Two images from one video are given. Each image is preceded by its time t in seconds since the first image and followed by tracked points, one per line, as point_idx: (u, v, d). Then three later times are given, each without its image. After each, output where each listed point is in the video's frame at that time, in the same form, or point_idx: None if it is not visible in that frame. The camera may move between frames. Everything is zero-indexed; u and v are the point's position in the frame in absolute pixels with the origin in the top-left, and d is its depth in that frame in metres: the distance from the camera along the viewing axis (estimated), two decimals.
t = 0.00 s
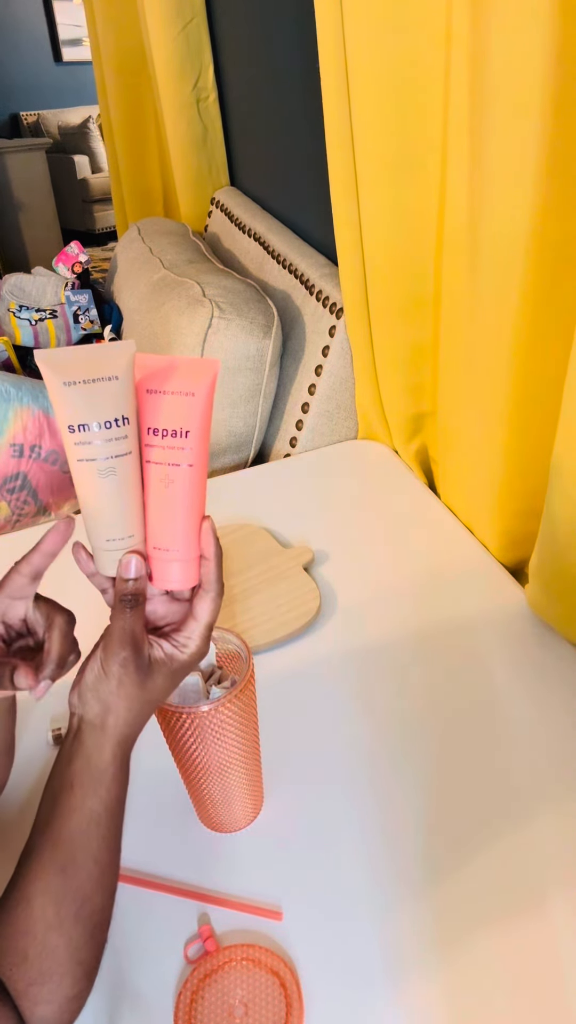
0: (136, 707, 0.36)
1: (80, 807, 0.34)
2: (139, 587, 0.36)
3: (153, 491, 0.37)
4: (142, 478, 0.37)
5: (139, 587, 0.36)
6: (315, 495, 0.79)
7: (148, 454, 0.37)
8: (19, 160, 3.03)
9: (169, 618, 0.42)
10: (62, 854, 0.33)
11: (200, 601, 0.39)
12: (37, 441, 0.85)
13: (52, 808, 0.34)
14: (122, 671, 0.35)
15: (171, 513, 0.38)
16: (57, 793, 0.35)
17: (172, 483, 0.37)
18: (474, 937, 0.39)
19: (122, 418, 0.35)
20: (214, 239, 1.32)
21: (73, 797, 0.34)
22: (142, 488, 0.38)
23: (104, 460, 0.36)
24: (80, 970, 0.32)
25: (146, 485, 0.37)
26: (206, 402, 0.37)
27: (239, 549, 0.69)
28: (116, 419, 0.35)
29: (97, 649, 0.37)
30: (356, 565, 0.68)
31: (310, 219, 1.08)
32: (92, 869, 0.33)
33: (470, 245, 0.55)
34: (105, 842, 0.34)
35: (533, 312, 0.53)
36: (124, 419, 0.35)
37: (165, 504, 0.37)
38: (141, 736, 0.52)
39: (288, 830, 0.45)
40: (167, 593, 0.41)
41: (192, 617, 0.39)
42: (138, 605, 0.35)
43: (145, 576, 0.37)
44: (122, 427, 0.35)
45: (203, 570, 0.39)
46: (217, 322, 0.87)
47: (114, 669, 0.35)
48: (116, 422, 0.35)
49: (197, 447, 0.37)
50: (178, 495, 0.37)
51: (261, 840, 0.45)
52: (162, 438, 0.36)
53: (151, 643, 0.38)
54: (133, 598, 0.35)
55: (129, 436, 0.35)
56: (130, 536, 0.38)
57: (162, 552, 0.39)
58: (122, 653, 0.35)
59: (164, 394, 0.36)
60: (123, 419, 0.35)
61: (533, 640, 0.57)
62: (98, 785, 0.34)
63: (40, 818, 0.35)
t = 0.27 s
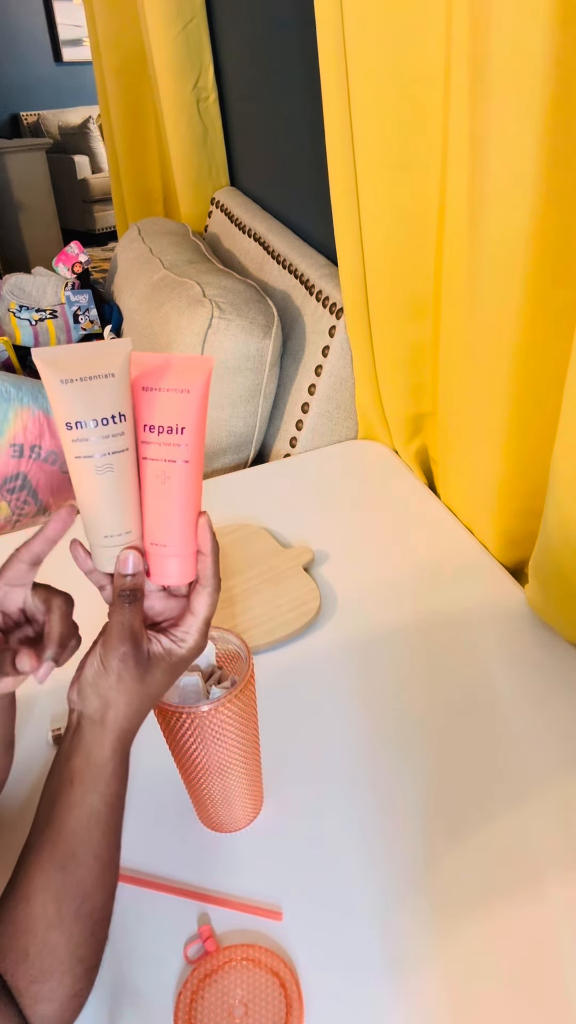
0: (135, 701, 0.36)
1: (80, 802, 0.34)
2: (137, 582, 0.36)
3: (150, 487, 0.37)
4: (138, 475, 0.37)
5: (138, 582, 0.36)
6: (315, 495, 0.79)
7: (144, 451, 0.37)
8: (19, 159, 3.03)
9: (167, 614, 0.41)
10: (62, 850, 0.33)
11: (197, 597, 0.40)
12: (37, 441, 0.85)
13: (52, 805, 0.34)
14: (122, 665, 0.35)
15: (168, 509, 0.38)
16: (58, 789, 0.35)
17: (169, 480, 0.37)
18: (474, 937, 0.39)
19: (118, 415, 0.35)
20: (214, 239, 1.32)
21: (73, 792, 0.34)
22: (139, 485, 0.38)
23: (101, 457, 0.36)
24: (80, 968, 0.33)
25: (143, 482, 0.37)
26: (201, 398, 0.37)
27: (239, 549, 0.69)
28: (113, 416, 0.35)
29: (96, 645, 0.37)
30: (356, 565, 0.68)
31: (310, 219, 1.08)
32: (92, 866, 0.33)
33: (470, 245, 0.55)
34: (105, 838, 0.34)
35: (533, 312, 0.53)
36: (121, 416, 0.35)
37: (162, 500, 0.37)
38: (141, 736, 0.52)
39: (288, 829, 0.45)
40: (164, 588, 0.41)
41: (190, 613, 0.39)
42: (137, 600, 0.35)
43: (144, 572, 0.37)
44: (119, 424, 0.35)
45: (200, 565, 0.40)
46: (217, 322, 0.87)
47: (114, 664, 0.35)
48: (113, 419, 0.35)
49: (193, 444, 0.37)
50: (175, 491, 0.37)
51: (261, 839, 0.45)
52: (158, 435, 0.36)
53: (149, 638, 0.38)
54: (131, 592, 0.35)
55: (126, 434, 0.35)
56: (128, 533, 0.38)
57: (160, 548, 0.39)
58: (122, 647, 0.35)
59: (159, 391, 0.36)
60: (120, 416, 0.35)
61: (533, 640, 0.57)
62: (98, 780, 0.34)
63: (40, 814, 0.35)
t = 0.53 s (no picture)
0: (134, 705, 0.36)
1: (79, 804, 0.34)
2: (134, 586, 0.36)
3: (146, 490, 0.37)
4: (134, 477, 0.37)
5: (134, 586, 0.36)
6: (315, 495, 0.79)
7: (139, 454, 0.37)
8: (19, 159, 3.03)
9: (165, 616, 0.41)
10: (62, 851, 0.33)
11: (195, 599, 0.39)
12: (37, 441, 0.85)
13: (50, 807, 0.34)
14: (119, 670, 0.36)
15: (165, 511, 0.37)
16: (56, 791, 0.35)
17: (166, 482, 0.37)
18: (474, 935, 0.39)
19: (113, 417, 0.35)
20: (214, 239, 1.32)
21: (71, 794, 0.34)
22: (135, 487, 0.38)
23: (96, 460, 0.36)
24: (80, 969, 0.33)
25: (139, 484, 0.37)
26: (197, 399, 0.36)
27: (239, 549, 0.69)
28: (108, 418, 0.35)
29: (93, 649, 0.37)
30: (356, 565, 0.68)
31: (310, 219, 1.08)
32: (92, 867, 0.33)
33: (470, 245, 0.55)
34: (104, 840, 0.34)
35: (533, 312, 0.53)
36: (115, 418, 0.35)
37: (158, 503, 0.37)
38: (141, 736, 0.52)
39: (288, 829, 0.45)
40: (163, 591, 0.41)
41: (189, 615, 0.39)
42: (134, 604, 0.35)
43: (141, 576, 0.37)
44: (114, 426, 0.35)
45: (198, 569, 0.40)
46: (217, 322, 0.87)
47: (111, 668, 0.35)
48: (107, 422, 0.35)
49: (189, 445, 0.36)
50: (171, 493, 0.37)
51: (261, 839, 0.45)
52: (154, 437, 0.36)
53: (148, 642, 0.38)
54: (128, 597, 0.35)
55: (121, 436, 0.35)
56: (124, 536, 0.38)
57: (157, 551, 0.38)
58: (119, 652, 0.35)
59: (154, 393, 0.36)
60: (114, 418, 0.35)
61: (533, 640, 0.57)
62: (97, 782, 0.34)
63: (39, 816, 0.35)
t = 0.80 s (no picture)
0: (136, 708, 0.36)
1: (80, 807, 0.34)
2: (137, 589, 0.35)
3: (149, 492, 0.37)
4: (137, 479, 0.37)
5: (137, 589, 0.35)
6: (315, 495, 0.79)
7: (142, 455, 0.36)
8: (19, 159, 3.03)
9: (167, 618, 0.41)
10: (63, 854, 0.33)
11: (198, 601, 0.39)
12: (37, 441, 0.85)
13: (52, 810, 0.34)
14: (121, 673, 0.35)
15: (168, 513, 0.37)
16: (58, 793, 0.35)
17: (168, 484, 0.37)
18: (474, 936, 0.39)
19: (115, 419, 0.35)
20: (214, 239, 1.32)
21: (72, 797, 0.34)
22: (137, 489, 0.38)
23: (98, 462, 0.36)
24: (79, 971, 0.33)
25: (141, 486, 0.37)
26: (200, 401, 0.36)
27: (239, 549, 0.69)
28: (110, 420, 0.35)
29: (95, 652, 0.37)
30: (356, 565, 0.68)
31: (310, 219, 1.08)
32: (93, 870, 0.33)
33: (470, 245, 0.55)
34: (105, 842, 0.34)
35: (532, 312, 0.53)
36: (118, 420, 0.35)
37: (161, 505, 0.37)
38: (141, 736, 0.53)
39: (288, 829, 0.45)
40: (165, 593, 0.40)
41: (191, 617, 0.39)
42: (136, 607, 0.35)
43: (143, 577, 0.37)
44: (117, 428, 0.35)
45: (201, 570, 0.39)
46: (217, 322, 0.87)
47: (113, 672, 0.35)
48: (110, 424, 0.35)
49: (192, 447, 0.36)
50: (174, 496, 0.37)
51: (261, 839, 0.45)
52: (156, 439, 0.36)
53: (150, 645, 0.38)
54: (131, 599, 0.35)
55: (123, 438, 0.36)
56: (127, 538, 0.38)
57: (160, 553, 0.38)
58: (122, 654, 0.35)
59: (157, 394, 0.35)
60: (117, 420, 0.35)
61: (533, 640, 0.57)
62: (98, 785, 0.34)
63: (40, 818, 0.35)
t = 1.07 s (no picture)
0: (135, 710, 0.36)
1: (78, 809, 0.34)
2: (135, 590, 0.36)
3: (147, 493, 0.37)
4: (134, 479, 0.37)
5: (135, 590, 0.36)
6: (315, 496, 0.79)
7: (140, 455, 0.37)
8: (19, 160, 3.03)
9: (166, 619, 0.41)
10: (61, 855, 0.33)
11: (197, 603, 0.40)
12: (37, 441, 0.85)
13: (50, 811, 0.34)
14: (119, 674, 0.36)
15: (165, 514, 0.38)
16: (56, 795, 0.35)
17: (166, 485, 0.37)
18: (474, 936, 0.39)
19: (112, 419, 0.35)
20: (214, 239, 1.32)
21: (71, 799, 0.34)
22: (135, 489, 0.37)
23: (96, 462, 0.36)
24: (80, 973, 0.32)
25: (139, 486, 0.37)
26: (198, 401, 0.36)
27: (239, 549, 0.69)
28: (107, 421, 0.35)
29: (94, 654, 0.38)
30: (356, 565, 0.68)
31: (310, 219, 1.08)
32: (92, 871, 0.33)
33: (469, 245, 0.55)
34: (104, 844, 0.34)
35: (531, 312, 0.53)
36: (115, 420, 0.35)
37: (159, 506, 0.37)
38: (141, 736, 0.53)
39: (288, 829, 0.45)
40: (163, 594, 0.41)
41: (189, 618, 0.40)
42: (134, 608, 0.36)
43: (142, 579, 0.37)
44: (114, 428, 0.35)
45: (199, 571, 0.40)
46: (217, 322, 0.87)
47: (112, 672, 0.36)
48: (107, 424, 0.35)
49: (190, 447, 0.36)
50: (172, 496, 0.37)
51: (261, 839, 0.45)
52: (154, 439, 0.36)
53: (149, 645, 0.38)
54: (129, 600, 0.35)
55: (121, 438, 0.35)
56: (125, 539, 0.38)
57: (158, 554, 0.38)
58: (120, 656, 0.36)
59: (154, 394, 0.35)
60: (114, 421, 0.35)
61: (532, 640, 0.57)
62: (97, 786, 0.34)
63: (39, 820, 0.35)
